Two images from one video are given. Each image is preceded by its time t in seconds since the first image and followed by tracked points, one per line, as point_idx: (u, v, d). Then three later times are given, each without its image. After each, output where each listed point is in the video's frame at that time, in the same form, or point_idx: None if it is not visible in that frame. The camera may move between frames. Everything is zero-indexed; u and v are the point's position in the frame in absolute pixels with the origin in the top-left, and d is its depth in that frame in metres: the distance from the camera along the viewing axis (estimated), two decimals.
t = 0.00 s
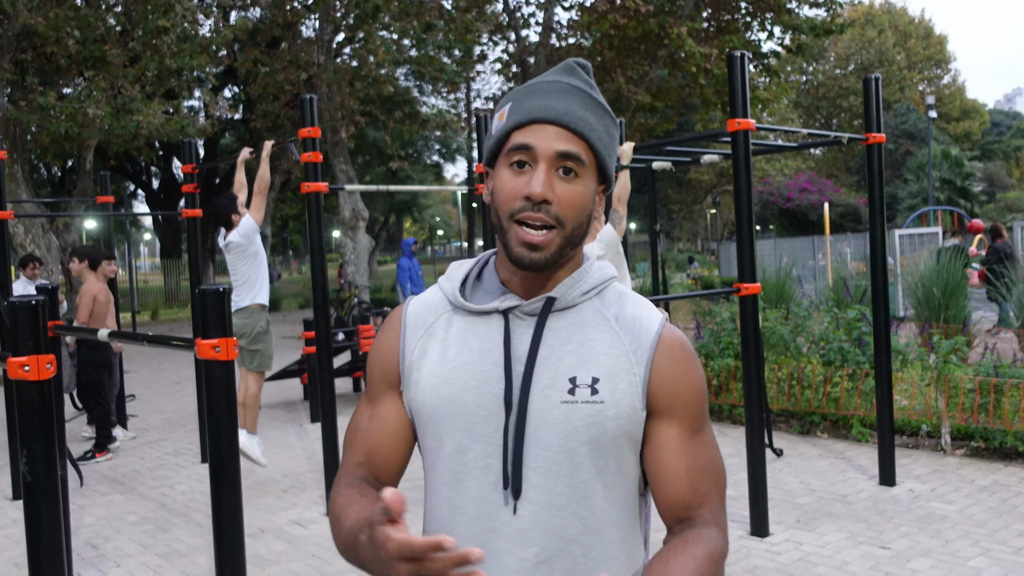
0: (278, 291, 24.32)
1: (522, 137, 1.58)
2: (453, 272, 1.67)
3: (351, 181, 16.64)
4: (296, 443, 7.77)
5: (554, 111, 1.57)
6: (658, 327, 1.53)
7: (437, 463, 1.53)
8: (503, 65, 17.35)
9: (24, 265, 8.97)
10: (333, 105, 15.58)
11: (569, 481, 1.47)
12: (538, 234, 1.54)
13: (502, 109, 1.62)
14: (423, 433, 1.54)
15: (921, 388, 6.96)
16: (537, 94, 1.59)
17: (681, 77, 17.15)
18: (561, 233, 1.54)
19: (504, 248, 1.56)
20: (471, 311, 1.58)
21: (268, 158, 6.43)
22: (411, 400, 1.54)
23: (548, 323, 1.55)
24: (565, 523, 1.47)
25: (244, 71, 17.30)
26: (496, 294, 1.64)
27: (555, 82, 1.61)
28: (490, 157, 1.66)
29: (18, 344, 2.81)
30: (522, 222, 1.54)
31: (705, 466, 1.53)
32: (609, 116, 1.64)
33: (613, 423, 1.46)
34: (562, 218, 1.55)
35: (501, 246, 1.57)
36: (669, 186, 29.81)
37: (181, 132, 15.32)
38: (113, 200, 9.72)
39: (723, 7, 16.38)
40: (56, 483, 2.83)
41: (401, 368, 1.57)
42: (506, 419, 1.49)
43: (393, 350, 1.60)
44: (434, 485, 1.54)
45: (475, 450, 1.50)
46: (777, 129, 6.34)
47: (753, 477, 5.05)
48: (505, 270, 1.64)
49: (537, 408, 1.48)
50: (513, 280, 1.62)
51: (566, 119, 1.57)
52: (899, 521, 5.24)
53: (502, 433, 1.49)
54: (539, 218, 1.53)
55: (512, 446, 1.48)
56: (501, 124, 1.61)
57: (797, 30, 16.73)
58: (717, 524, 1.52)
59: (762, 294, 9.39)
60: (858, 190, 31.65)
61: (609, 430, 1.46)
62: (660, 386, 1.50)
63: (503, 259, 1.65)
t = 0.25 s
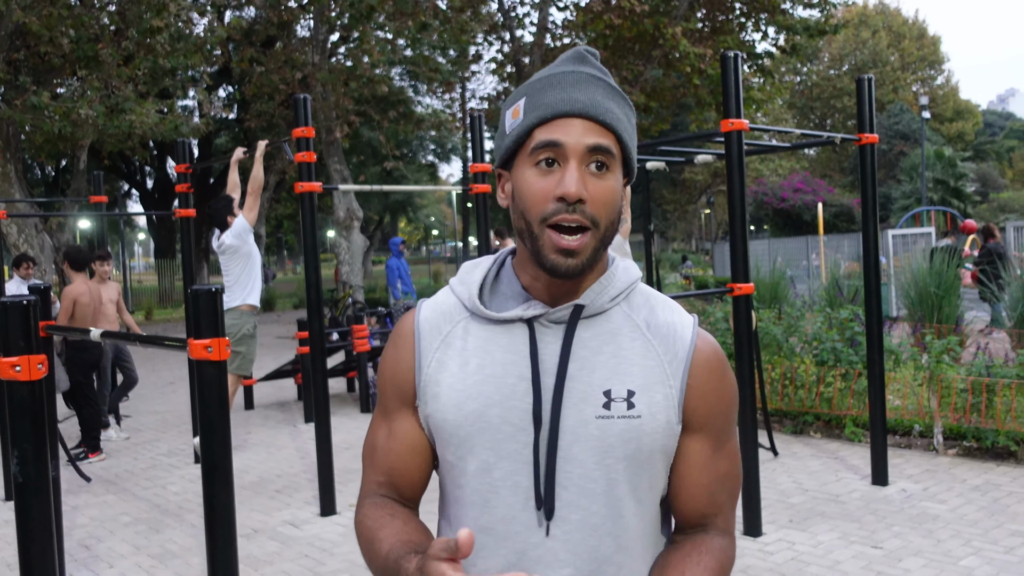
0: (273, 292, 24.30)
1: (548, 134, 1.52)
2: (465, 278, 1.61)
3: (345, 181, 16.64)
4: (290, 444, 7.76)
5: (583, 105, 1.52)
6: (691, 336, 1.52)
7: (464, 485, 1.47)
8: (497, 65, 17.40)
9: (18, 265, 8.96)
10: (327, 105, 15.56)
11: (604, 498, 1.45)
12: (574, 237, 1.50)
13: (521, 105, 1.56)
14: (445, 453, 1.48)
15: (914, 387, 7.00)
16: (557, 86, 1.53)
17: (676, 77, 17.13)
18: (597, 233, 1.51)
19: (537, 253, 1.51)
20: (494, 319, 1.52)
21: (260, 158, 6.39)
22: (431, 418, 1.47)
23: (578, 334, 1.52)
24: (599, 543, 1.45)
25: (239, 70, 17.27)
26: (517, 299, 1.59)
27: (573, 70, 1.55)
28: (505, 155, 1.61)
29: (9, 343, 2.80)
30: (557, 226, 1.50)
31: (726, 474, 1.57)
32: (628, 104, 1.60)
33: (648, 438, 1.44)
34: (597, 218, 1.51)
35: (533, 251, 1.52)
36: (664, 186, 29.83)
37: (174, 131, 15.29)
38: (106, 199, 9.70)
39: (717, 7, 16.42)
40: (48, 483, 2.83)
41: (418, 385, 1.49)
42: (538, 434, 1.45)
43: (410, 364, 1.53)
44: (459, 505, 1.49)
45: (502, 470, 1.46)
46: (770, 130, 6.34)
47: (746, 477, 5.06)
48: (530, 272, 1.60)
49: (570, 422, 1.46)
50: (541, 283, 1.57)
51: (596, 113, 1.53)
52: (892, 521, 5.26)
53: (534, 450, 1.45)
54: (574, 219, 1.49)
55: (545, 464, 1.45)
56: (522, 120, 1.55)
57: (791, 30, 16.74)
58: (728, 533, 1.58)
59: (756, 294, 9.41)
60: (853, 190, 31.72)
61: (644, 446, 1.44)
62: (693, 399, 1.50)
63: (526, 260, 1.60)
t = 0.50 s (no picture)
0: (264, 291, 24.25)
1: (546, 136, 1.47)
2: (462, 283, 1.55)
3: (336, 181, 16.64)
4: (281, 444, 7.74)
5: (580, 104, 1.47)
6: (699, 334, 1.50)
7: (475, 498, 1.41)
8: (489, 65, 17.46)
9: (7, 264, 8.91)
10: (319, 105, 15.55)
11: (621, 506, 1.41)
12: (581, 241, 1.46)
13: (516, 106, 1.50)
14: (454, 466, 1.41)
15: (904, 389, 7.03)
16: (551, 84, 1.48)
17: (667, 79, 17.15)
18: (605, 235, 1.46)
19: (544, 261, 1.46)
20: (499, 326, 1.47)
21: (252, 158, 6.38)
22: (437, 431, 1.41)
23: (586, 337, 1.47)
24: (616, 551, 1.40)
25: (230, 69, 17.24)
26: (519, 303, 1.54)
27: (565, 66, 1.50)
28: (500, 159, 1.55)
29: None
30: (564, 231, 1.45)
31: (758, 468, 1.52)
32: (623, 96, 1.55)
33: (663, 443, 1.41)
34: (604, 218, 1.46)
35: (540, 257, 1.47)
36: (656, 187, 29.89)
37: (166, 130, 15.24)
38: (97, 199, 9.64)
39: (709, 9, 16.48)
40: (37, 483, 2.82)
41: (420, 395, 1.43)
42: (550, 442, 1.40)
43: (410, 374, 1.45)
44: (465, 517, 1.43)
45: (513, 482, 1.40)
46: (762, 131, 6.35)
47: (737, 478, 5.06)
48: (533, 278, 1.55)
49: (583, 428, 1.41)
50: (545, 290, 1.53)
51: (594, 110, 1.48)
52: (882, 522, 5.27)
53: (549, 458, 1.40)
54: (581, 224, 1.45)
55: (560, 471, 1.40)
56: (516, 123, 1.49)
57: (783, 32, 16.79)
58: (775, 524, 1.52)
59: (747, 295, 9.43)
60: (844, 192, 31.83)
61: (659, 451, 1.41)
62: (707, 399, 1.48)
63: (527, 266, 1.55)
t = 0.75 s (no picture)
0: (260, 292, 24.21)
1: (514, 130, 1.51)
2: (443, 291, 1.57)
3: (333, 181, 16.61)
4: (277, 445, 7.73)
5: (544, 95, 1.51)
6: (686, 336, 1.53)
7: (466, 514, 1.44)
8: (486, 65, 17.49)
9: (4, 263, 8.88)
10: (316, 105, 15.54)
11: (614, 514, 1.44)
12: (553, 232, 1.47)
13: (484, 102, 1.55)
14: (445, 479, 1.43)
15: (900, 390, 7.05)
16: (516, 78, 1.52)
17: (664, 80, 17.14)
18: (577, 225, 1.48)
19: (517, 254, 1.48)
20: (483, 333, 1.49)
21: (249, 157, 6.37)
22: (425, 445, 1.43)
23: (572, 341, 1.50)
24: (608, 561, 1.44)
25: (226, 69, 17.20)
26: (500, 309, 1.56)
27: (531, 60, 1.54)
28: (473, 158, 1.59)
29: None
30: (535, 224, 1.47)
31: (731, 476, 1.58)
32: (592, 89, 1.58)
33: (653, 448, 1.45)
34: (576, 207, 1.48)
35: (513, 252, 1.49)
36: (653, 188, 29.90)
37: (162, 130, 15.19)
38: (93, 199, 9.60)
39: (706, 10, 16.53)
40: (34, 482, 2.81)
41: (405, 409, 1.45)
42: (542, 449, 1.43)
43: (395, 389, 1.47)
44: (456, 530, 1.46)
45: (504, 494, 1.43)
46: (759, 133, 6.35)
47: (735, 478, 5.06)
48: (511, 278, 1.57)
49: (572, 435, 1.44)
50: (525, 290, 1.55)
51: (559, 101, 1.51)
52: (878, 523, 5.28)
53: (541, 467, 1.43)
54: (552, 214, 1.47)
55: (551, 479, 1.43)
56: (485, 120, 1.53)
57: (779, 34, 16.80)
58: (733, 537, 1.58)
59: (744, 296, 9.43)
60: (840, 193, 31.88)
61: (650, 455, 1.45)
62: (694, 403, 1.52)
63: (505, 266, 1.58)
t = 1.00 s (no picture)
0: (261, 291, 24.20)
1: (454, 124, 1.50)
2: (390, 299, 1.53)
3: (334, 181, 16.59)
4: (277, 444, 7.73)
5: (480, 85, 1.49)
6: (644, 336, 1.53)
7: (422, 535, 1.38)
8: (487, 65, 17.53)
9: (7, 262, 8.88)
10: (317, 105, 15.53)
11: (584, 524, 1.41)
12: (496, 225, 1.44)
13: (423, 100, 1.54)
14: (401, 497, 1.38)
15: (902, 391, 7.03)
16: (453, 71, 1.51)
17: (665, 80, 17.10)
18: (521, 217, 1.45)
19: (463, 250, 1.46)
20: (437, 339, 1.46)
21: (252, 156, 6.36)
22: (377, 463, 1.38)
23: (530, 345, 1.47)
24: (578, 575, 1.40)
25: (227, 68, 17.18)
26: (451, 315, 1.53)
27: (469, 53, 1.54)
28: (417, 159, 1.57)
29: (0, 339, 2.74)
30: (479, 218, 1.45)
31: (702, 474, 1.57)
32: (536, 80, 1.57)
33: (621, 451, 1.42)
34: (520, 201, 1.46)
35: (459, 249, 1.46)
36: (653, 188, 29.91)
37: (164, 129, 15.15)
38: (94, 198, 9.59)
39: (707, 10, 16.56)
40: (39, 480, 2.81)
41: (355, 424, 1.40)
42: (505, 456, 1.39)
43: (342, 404, 1.43)
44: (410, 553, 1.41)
45: (466, 508, 1.38)
46: (761, 132, 6.35)
47: (736, 478, 5.06)
48: (463, 281, 1.54)
49: (536, 443, 1.40)
50: (477, 293, 1.52)
51: (494, 91, 1.50)
52: (880, 523, 5.28)
53: (505, 477, 1.39)
54: (494, 208, 1.44)
55: (518, 488, 1.39)
56: (424, 117, 1.53)
57: (780, 34, 16.80)
58: (717, 531, 1.57)
59: (746, 296, 9.44)
60: (841, 194, 31.88)
61: (617, 457, 1.42)
62: (658, 404, 1.51)
63: (456, 270, 1.55)
